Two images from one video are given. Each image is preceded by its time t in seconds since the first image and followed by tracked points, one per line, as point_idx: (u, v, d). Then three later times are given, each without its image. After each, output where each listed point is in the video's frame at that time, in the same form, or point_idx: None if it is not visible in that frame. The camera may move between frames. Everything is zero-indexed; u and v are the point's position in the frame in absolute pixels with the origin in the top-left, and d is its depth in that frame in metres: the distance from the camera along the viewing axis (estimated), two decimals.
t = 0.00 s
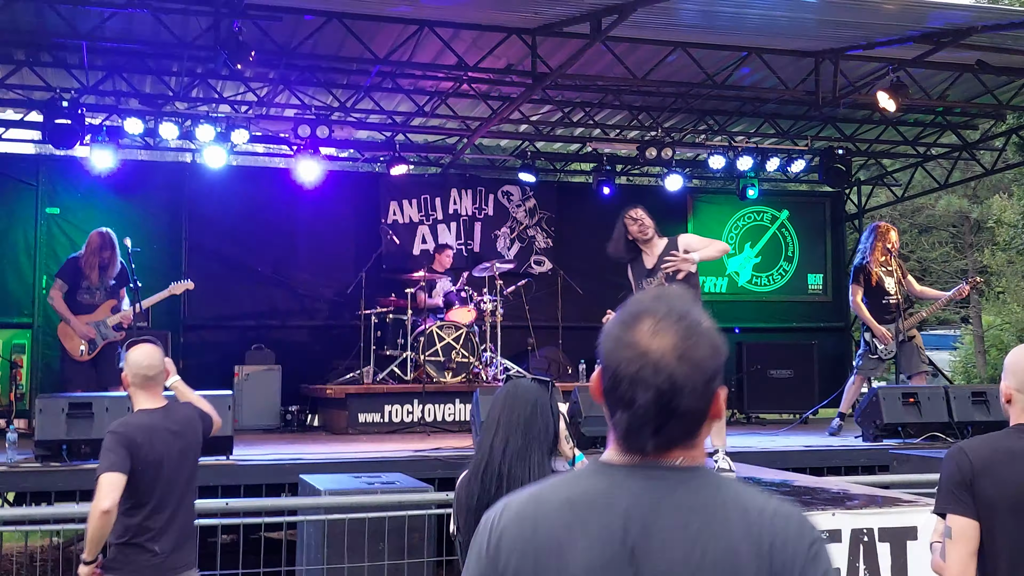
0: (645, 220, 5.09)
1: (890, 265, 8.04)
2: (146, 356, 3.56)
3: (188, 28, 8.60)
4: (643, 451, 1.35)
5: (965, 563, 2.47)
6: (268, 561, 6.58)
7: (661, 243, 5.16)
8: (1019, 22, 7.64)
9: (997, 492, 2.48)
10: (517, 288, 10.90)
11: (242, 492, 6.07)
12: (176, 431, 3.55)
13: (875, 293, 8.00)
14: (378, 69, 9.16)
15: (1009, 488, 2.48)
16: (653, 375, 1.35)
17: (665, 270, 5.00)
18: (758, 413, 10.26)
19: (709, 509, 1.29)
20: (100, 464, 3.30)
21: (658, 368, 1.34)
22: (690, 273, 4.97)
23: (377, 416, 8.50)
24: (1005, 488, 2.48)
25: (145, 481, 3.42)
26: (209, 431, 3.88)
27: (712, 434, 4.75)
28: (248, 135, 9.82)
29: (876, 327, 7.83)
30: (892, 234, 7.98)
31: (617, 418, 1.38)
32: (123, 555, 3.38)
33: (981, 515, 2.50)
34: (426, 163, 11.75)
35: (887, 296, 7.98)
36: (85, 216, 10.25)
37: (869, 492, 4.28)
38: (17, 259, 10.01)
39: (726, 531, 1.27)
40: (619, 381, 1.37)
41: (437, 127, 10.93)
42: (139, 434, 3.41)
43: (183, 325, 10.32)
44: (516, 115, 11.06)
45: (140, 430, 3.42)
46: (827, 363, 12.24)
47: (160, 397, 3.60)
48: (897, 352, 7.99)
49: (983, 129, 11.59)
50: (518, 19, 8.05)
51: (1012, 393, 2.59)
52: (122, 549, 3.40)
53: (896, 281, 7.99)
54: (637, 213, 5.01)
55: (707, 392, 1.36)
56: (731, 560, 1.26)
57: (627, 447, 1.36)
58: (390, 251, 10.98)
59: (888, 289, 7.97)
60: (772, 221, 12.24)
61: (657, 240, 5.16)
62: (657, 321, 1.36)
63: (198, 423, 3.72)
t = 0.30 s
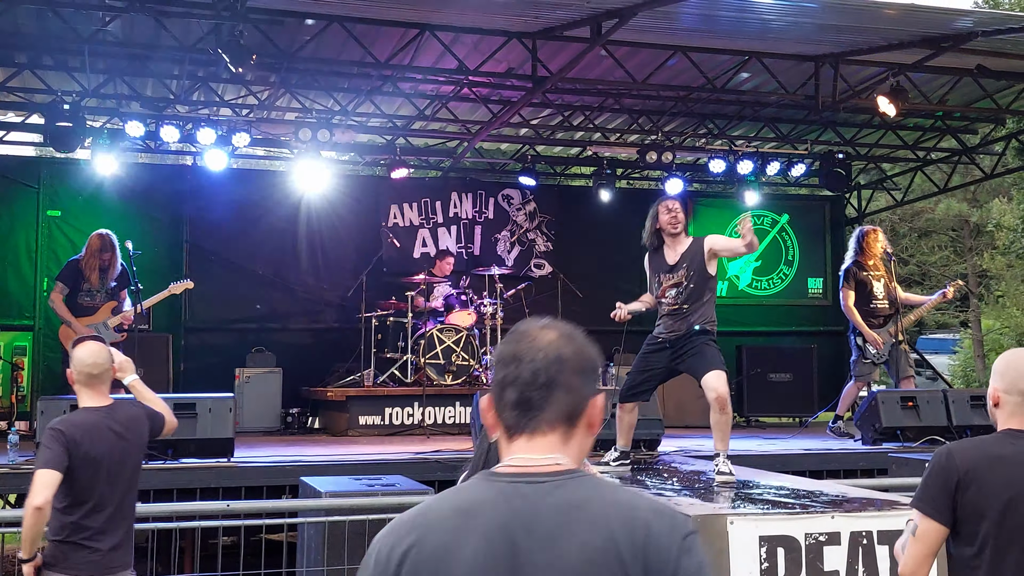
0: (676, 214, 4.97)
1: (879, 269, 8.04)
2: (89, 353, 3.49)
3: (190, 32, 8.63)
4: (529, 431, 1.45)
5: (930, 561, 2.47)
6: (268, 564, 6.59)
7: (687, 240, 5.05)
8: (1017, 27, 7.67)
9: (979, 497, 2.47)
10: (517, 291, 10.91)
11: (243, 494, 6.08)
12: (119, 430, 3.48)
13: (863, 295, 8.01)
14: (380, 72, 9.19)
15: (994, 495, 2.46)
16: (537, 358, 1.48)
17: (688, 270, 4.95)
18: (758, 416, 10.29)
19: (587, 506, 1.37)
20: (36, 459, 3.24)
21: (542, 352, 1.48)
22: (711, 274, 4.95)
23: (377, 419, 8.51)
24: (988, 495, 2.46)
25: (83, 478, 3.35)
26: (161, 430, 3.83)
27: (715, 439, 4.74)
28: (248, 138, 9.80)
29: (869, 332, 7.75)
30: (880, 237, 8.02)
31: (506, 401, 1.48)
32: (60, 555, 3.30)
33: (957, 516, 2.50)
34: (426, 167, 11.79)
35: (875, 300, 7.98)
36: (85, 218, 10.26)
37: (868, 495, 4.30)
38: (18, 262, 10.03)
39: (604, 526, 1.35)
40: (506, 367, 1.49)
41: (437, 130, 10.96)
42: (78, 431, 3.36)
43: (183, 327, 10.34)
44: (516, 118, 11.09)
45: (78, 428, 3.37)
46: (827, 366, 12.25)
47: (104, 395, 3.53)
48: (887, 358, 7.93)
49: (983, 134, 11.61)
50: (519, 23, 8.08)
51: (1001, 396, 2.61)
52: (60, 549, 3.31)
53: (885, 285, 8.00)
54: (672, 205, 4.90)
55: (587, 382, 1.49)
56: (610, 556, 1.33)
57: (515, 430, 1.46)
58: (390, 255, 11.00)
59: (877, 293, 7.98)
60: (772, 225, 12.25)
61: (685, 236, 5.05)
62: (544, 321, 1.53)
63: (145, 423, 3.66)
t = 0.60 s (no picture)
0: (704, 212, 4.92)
1: (854, 272, 8.08)
2: (48, 355, 3.45)
3: (192, 34, 8.65)
4: (455, 454, 1.40)
5: None
6: (270, 567, 6.58)
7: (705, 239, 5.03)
8: (1019, 29, 7.66)
9: (1006, 502, 2.43)
10: (518, 293, 10.90)
11: (245, 496, 6.08)
12: (81, 431, 3.48)
13: (840, 296, 8.03)
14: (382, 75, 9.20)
15: (1019, 499, 2.42)
16: (454, 378, 1.41)
17: (699, 267, 4.94)
18: (760, 419, 10.29)
19: (530, 494, 1.36)
20: None
21: (459, 371, 1.40)
22: (721, 275, 4.94)
23: (380, 421, 8.51)
24: (1014, 499, 2.43)
25: (45, 481, 3.35)
26: (126, 430, 3.87)
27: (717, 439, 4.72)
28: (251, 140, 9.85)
29: (847, 332, 7.80)
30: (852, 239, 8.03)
31: (427, 431, 1.40)
32: (24, 557, 3.33)
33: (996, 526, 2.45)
34: (427, 169, 11.79)
35: (852, 301, 8.03)
36: (86, 220, 10.27)
37: (871, 498, 4.30)
38: (20, 263, 10.03)
39: (545, 511, 1.35)
40: (422, 393, 1.41)
41: (438, 133, 10.97)
42: (38, 435, 3.35)
43: (185, 329, 10.34)
44: (518, 121, 11.11)
45: (39, 431, 3.36)
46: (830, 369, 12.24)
47: (66, 397, 3.51)
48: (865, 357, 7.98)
49: (985, 136, 11.60)
50: (520, 26, 8.10)
51: (1015, 403, 2.59)
52: (21, 550, 3.35)
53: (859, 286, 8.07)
54: (704, 203, 4.86)
55: (500, 389, 1.45)
56: (557, 538, 1.33)
57: (437, 456, 1.39)
58: (392, 256, 11.00)
59: (853, 294, 8.02)
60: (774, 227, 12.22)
61: (704, 235, 5.03)
62: (447, 331, 1.42)
63: (107, 423, 3.66)
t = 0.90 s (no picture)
0: (687, 216, 4.95)
1: (834, 274, 8.14)
2: (23, 360, 3.47)
3: (194, 37, 8.65)
4: (412, 449, 1.46)
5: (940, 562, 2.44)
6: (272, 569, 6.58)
7: (687, 246, 5.05)
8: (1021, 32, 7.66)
9: (982, 498, 2.46)
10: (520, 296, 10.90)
11: (247, 499, 6.07)
12: (58, 434, 3.49)
13: (822, 298, 8.10)
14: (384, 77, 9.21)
15: (996, 496, 2.45)
16: (403, 378, 1.49)
17: (683, 272, 4.95)
18: (762, 421, 10.29)
19: (499, 488, 1.42)
20: None
21: (406, 370, 1.49)
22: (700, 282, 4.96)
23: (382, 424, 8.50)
24: (990, 495, 2.46)
25: (19, 486, 3.35)
26: (106, 432, 3.85)
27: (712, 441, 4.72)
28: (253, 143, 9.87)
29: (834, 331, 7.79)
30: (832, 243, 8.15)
31: (381, 428, 1.46)
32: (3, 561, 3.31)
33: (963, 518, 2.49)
34: (430, 171, 11.81)
35: (834, 303, 8.09)
36: (87, 223, 10.28)
37: (873, 500, 4.30)
38: (21, 265, 10.04)
39: (515, 497, 1.42)
40: (373, 392, 1.47)
41: (440, 136, 10.97)
42: (10, 441, 3.36)
43: (186, 332, 10.34)
44: (520, 123, 11.11)
45: (11, 437, 3.37)
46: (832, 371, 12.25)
47: (42, 401, 3.54)
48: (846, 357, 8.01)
49: (987, 139, 11.59)
50: (522, 29, 8.10)
51: (1001, 398, 2.59)
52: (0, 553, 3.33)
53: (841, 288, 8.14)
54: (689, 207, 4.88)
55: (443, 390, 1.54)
56: (531, 523, 1.40)
57: (394, 452, 1.45)
58: (395, 259, 11.00)
59: (836, 296, 8.08)
60: (777, 230, 12.25)
61: (685, 242, 5.05)
62: (388, 340, 1.53)
63: (83, 426, 3.64)
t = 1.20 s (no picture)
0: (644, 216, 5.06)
1: (817, 274, 8.30)
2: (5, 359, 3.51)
3: (195, 39, 8.65)
4: (428, 446, 1.43)
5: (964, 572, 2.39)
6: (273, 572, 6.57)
7: (655, 245, 5.13)
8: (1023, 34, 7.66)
9: (994, 500, 2.37)
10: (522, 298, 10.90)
11: (249, 502, 6.06)
12: (35, 433, 3.44)
13: (801, 296, 8.28)
14: (385, 80, 9.22)
15: (1009, 495, 2.36)
16: (441, 374, 1.44)
17: (652, 271, 5.03)
18: (764, 423, 10.28)
19: (498, 490, 1.37)
20: None
21: (445, 368, 1.44)
22: (671, 280, 5.01)
23: (383, 426, 8.49)
24: (1003, 494, 2.37)
25: None
26: (89, 434, 3.82)
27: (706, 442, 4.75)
28: (255, 146, 9.92)
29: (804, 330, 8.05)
30: (818, 243, 8.17)
31: (404, 417, 1.44)
32: None
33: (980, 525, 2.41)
34: (432, 174, 11.82)
35: (810, 303, 8.26)
36: (89, 225, 10.28)
37: (875, 502, 4.29)
38: (22, 267, 10.03)
39: (514, 502, 1.37)
40: (407, 379, 1.45)
41: (442, 138, 10.97)
42: None
43: (188, 334, 10.33)
44: (522, 126, 11.11)
45: None
46: (834, 372, 12.25)
47: (21, 401, 3.50)
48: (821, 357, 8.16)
49: (989, 141, 11.58)
50: (524, 31, 8.11)
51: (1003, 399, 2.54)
52: None
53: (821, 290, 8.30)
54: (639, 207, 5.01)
55: (486, 391, 1.47)
56: (524, 531, 1.35)
57: (411, 443, 1.43)
58: (396, 261, 11.00)
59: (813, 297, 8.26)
60: (778, 232, 12.29)
61: (653, 241, 5.13)
62: (446, 326, 1.47)
63: (65, 427, 3.60)
